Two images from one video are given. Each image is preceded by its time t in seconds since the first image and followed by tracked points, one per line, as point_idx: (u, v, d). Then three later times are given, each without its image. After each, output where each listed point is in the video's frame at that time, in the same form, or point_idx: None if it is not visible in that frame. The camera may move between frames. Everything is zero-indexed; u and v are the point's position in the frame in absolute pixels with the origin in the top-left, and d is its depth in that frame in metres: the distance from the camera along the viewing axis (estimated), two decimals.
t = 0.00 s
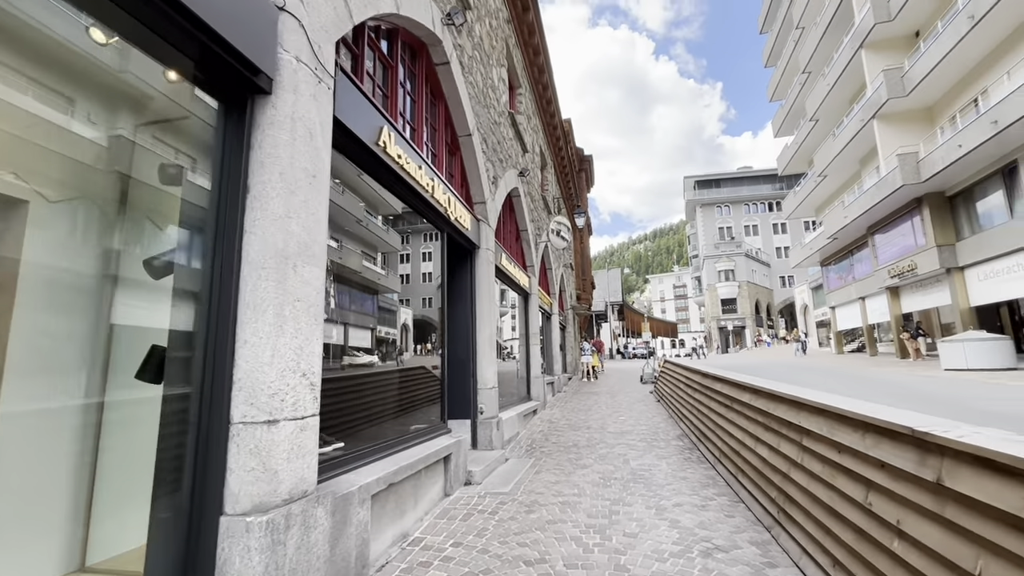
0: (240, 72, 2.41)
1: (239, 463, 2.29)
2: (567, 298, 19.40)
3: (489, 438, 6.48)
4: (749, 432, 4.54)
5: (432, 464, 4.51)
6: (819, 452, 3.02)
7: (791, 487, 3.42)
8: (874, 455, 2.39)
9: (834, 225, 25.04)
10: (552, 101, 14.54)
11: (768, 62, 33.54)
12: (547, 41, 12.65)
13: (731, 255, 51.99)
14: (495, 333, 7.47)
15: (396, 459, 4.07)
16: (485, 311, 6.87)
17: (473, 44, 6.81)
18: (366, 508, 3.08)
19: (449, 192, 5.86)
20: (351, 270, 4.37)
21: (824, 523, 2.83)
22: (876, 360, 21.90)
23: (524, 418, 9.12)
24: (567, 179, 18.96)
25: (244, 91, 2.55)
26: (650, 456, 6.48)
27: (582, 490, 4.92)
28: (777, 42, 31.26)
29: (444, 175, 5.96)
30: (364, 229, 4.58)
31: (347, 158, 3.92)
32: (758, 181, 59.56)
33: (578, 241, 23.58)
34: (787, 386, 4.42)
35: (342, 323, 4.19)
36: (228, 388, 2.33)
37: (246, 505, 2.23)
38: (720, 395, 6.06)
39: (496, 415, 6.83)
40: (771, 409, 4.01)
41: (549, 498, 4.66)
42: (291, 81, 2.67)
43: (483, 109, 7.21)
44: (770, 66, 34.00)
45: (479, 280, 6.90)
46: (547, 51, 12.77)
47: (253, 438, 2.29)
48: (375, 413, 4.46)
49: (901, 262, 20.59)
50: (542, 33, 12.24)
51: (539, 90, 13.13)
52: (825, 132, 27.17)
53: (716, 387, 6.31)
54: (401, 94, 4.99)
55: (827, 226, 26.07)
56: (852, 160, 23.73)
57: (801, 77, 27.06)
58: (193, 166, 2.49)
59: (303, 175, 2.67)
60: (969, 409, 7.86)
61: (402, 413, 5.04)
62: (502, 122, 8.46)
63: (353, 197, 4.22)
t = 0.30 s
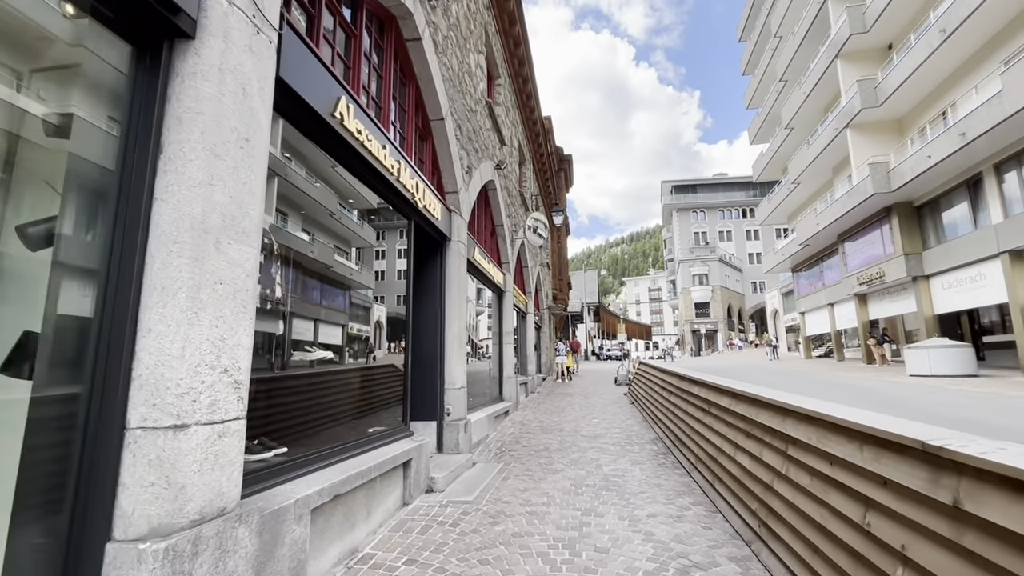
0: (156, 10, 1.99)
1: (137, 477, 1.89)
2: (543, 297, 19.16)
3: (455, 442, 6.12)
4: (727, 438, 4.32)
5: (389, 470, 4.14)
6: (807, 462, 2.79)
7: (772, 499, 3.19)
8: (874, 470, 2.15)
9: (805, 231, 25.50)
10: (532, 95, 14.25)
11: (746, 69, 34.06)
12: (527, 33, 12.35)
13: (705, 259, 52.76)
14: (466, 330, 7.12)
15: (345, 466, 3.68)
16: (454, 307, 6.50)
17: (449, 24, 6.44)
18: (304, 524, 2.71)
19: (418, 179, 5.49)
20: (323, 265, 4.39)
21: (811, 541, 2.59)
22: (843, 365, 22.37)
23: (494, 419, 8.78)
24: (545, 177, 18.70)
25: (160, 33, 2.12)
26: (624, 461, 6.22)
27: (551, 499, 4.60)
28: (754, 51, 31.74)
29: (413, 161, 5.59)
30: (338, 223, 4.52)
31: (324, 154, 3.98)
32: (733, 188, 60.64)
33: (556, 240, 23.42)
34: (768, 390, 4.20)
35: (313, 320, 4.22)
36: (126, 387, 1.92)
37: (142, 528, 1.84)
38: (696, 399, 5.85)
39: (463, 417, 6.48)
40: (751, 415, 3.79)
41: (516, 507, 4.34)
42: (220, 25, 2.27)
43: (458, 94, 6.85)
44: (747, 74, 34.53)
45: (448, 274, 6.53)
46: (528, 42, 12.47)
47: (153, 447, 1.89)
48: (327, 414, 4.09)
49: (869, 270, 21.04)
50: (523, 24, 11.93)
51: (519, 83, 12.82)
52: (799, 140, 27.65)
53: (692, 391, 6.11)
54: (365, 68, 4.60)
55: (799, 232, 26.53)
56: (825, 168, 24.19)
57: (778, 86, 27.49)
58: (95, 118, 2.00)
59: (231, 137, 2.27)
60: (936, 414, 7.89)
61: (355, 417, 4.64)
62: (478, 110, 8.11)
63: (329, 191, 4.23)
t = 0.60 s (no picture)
0: None
1: None
2: (514, 298, 18.83)
3: (414, 450, 5.68)
4: (705, 452, 4.06)
5: (336, 485, 3.69)
6: (800, 486, 2.50)
7: (757, 523, 2.92)
8: (890, 501, 1.86)
9: (773, 241, 26.04)
10: (509, 90, 13.92)
11: (720, 80, 34.71)
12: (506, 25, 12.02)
13: (675, 266, 53.60)
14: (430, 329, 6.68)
15: (282, 481, 3.22)
16: (419, 306, 6.06)
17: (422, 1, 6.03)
18: (219, 558, 2.26)
19: (381, 162, 5.04)
20: (285, 257, 4.21)
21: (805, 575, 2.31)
22: (805, 373, 22.87)
23: (459, 424, 8.36)
24: (520, 176, 18.40)
25: None
26: (594, 472, 5.90)
27: (515, 515, 4.23)
28: (729, 63, 32.33)
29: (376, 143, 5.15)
30: (303, 215, 4.37)
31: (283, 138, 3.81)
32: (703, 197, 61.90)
33: (528, 240, 23.15)
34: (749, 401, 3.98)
35: (274, 315, 4.14)
36: None
37: None
38: (671, 408, 5.59)
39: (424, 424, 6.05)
40: (733, 427, 3.53)
41: (476, 525, 3.95)
42: None
43: (430, 77, 6.44)
44: (721, 85, 35.21)
45: (413, 270, 6.10)
46: (507, 35, 12.13)
47: None
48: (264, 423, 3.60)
49: (832, 280, 21.58)
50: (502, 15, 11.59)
51: (496, 76, 12.46)
52: (769, 152, 28.26)
53: (667, 399, 5.84)
54: (323, 33, 4.17)
55: (766, 242, 27.08)
56: (793, 180, 24.76)
57: (751, 98, 28.05)
58: None
59: (127, 78, 1.81)
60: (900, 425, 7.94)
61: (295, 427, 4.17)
62: (452, 98, 7.70)
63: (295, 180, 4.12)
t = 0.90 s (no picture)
0: None
1: None
2: (488, 299, 18.46)
3: (377, 458, 5.24)
4: (691, 466, 3.78)
5: (282, 502, 3.24)
6: (809, 512, 2.22)
7: (753, 548, 2.64)
8: (929, 538, 1.58)
9: (744, 250, 26.45)
10: (489, 86, 13.61)
11: (697, 91, 35.28)
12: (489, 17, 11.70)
13: (648, 272, 54.18)
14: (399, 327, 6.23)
15: (213, 499, 2.74)
16: (385, 301, 5.61)
17: None
18: None
19: (348, 143, 4.60)
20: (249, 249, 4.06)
21: None
22: (772, 381, 23.25)
23: (427, 428, 7.94)
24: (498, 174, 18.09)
25: None
26: (569, 483, 5.58)
27: (485, 533, 3.87)
28: (707, 74, 32.84)
29: (344, 121, 4.71)
30: (276, 210, 4.30)
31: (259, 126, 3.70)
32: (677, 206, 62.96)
33: (504, 241, 22.85)
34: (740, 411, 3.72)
35: (236, 310, 3.98)
36: None
37: None
38: (652, 416, 5.32)
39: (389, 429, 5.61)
40: (725, 441, 3.26)
41: (442, 545, 3.56)
42: None
43: (407, 58, 6.04)
44: (698, 95, 35.78)
45: (381, 263, 5.65)
46: (489, 28, 11.82)
47: None
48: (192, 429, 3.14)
49: (801, 291, 22.00)
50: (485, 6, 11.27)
51: (476, 69, 12.12)
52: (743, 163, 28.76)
53: (647, 407, 5.57)
54: None
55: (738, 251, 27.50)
56: (766, 191, 25.22)
57: (727, 108, 28.51)
58: None
59: None
60: (873, 436, 7.93)
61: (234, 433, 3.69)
62: (430, 83, 7.31)
63: (264, 170, 4.03)
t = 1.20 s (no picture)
0: None
1: None
2: (461, 300, 18.03)
3: (334, 467, 4.81)
4: (676, 483, 3.52)
5: (213, 524, 2.79)
6: (819, 546, 1.97)
7: None
8: None
9: (716, 261, 26.84)
10: (469, 81, 13.27)
11: (673, 102, 35.81)
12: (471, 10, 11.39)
13: (620, 279, 54.66)
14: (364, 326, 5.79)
15: (123, 524, 2.30)
16: (349, 297, 5.19)
17: None
18: None
19: (312, 121, 4.18)
20: (212, 243, 3.69)
21: None
22: (739, 391, 23.57)
23: (391, 435, 7.49)
24: (475, 174, 17.74)
25: None
26: (541, 496, 5.26)
27: (450, 555, 3.50)
28: (684, 86, 33.41)
29: (308, 98, 4.29)
30: (239, 200, 3.91)
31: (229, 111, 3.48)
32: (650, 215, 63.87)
33: (479, 242, 22.47)
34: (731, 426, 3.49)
35: (196, 305, 3.59)
36: None
37: None
38: (630, 427, 5.06)
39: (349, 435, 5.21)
40: (715, 459, 3.01)
41: (401, 570, 3.18)
42: None
43: (382, 38, 5.65)
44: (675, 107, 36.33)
45: (345, 256, 5.24)
46: (471, 21, 11.50)
47: None
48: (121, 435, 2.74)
49: (769, 302, 22.41)
50: None
51: (456, 63, 11.77)
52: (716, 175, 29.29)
53: (626, 416, 5.30)
54: None
55: (709, 262, 27.88)
56: (738, 203, 25.67)
57: (703, 120, 28.99)
58: None
59: None
60: (843, 448, 7.93)
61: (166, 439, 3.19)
62: (407, 69, 6.93)
63: (230, 160, 3.70)
